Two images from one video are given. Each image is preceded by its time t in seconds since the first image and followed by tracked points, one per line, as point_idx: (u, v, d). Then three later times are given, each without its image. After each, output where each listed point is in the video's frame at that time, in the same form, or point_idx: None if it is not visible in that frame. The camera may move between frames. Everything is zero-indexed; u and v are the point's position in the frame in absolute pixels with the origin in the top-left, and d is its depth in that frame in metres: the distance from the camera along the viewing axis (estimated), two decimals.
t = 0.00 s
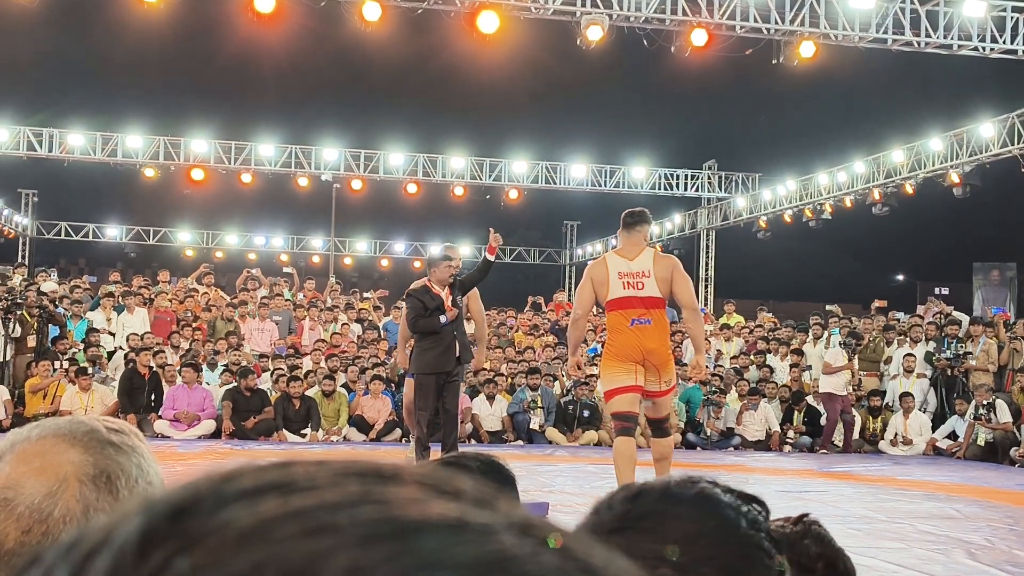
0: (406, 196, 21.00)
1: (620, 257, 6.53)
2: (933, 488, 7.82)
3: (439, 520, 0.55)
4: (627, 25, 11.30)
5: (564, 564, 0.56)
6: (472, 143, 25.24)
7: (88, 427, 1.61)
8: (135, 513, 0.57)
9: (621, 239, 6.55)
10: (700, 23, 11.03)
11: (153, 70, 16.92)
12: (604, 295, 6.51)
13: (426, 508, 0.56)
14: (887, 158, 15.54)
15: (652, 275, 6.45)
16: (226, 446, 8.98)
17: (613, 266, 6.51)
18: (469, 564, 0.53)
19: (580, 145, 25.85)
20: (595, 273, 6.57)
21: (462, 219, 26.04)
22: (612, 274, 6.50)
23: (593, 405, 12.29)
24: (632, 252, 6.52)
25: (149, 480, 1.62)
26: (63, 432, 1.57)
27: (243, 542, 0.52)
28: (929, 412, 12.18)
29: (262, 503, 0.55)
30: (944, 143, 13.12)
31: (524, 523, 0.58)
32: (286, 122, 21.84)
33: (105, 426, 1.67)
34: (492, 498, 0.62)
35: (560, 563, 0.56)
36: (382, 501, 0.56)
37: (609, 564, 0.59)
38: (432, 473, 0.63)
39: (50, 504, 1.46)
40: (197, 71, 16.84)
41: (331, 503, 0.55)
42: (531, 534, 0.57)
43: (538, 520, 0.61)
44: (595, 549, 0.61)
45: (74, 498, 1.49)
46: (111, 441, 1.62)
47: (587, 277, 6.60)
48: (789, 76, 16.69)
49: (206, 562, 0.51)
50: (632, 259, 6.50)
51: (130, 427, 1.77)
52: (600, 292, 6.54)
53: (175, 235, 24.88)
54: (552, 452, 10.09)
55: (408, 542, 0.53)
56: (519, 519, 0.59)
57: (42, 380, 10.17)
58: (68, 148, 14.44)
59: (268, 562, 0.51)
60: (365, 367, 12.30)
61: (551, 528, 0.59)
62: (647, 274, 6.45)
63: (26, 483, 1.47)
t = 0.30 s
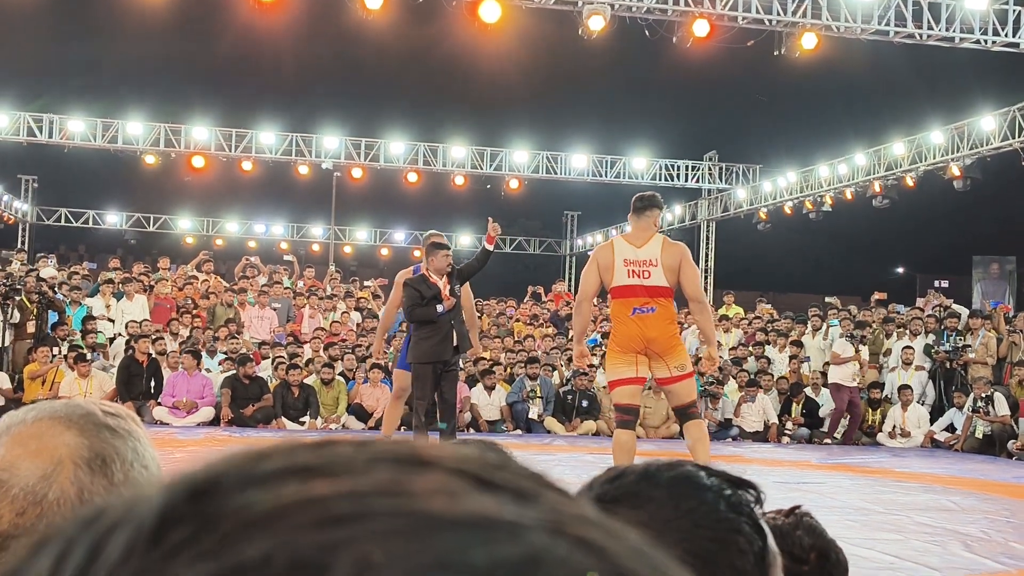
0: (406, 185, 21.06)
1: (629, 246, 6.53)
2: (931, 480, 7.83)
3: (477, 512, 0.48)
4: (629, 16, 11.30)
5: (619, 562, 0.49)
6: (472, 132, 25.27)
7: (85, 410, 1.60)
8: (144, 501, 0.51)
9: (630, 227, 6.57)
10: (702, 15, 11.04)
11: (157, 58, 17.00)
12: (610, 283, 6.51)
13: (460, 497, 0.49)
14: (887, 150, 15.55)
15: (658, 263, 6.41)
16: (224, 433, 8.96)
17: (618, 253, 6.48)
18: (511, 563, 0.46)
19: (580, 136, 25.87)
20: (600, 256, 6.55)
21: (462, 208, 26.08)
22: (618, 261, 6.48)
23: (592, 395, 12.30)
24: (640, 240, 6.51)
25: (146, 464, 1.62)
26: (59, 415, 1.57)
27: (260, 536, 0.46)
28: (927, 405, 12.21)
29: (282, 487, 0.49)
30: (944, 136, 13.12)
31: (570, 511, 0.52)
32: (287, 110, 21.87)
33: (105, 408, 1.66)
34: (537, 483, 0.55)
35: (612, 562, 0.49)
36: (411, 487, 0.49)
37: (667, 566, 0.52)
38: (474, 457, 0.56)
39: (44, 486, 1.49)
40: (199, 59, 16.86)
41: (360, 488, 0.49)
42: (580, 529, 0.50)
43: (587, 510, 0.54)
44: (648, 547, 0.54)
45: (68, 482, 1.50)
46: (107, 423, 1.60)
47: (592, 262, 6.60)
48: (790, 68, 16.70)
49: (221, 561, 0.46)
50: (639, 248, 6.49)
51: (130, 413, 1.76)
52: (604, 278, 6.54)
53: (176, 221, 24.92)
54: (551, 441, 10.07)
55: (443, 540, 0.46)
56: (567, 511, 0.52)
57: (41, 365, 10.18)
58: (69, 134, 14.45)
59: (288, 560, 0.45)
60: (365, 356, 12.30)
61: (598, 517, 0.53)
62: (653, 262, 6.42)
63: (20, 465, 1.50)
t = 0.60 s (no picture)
0: (405, 173, 21.00)
1: (657, 235, 6.49)
2: (928, 470, 7.83)
3: (483, 502, 0.47)
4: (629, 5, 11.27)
5: (628, 552, 0.48)
6: (470, 120, 25.19)
7: (80, 395, 1.59)
8: (144, 488, 0.50)
9: (658, 216, 6.53)
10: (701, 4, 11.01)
11: (154, 44, 16.96)
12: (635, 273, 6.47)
13: (468, 488, 0.48)
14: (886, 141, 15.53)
15: (686, 255, 6.38)
16: (222, 419, 8.95)
17: (646, 242, 6.45)
18: (520, 556, 0.45)
19: (579, 124, 25.80)
20: (627, 245, 6.51)
21: (460, 197, 26.02)
22: (645, 250, 6.44)
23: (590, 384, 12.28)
24: (669, 231, 6.48)
25: (142, 449, 1.61)
26: (55, 400, 1.56)
27: (260, 527, 0.45)
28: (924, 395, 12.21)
29: (285, 473, 0.48)
30: (943, 126, 13.11)
31: (576, 501, 0.51)
32: (284, 99, 21.78)
33: (101, 393, 1.65)
34: (546, 472, 0.54)
35: (621, 548, 0.48)
36: (417, 476, 0.48)
37: (675, 557, 0.51)
38: (483, 446, 0.55)
39: (41, 472, 1.49)
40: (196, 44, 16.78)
41: (365, 473, 0.48)
42: (589, 519, 0.49)
43: (595, 501, 0.53)
44: (657, 539, 0.53)
45: (63, 468, 1.50)
46: (103, 408, 1.60)
47: (618, 252, 6.55)
48: (789, 57, 16.65)
49: (221, 547, 0.44)
50: (667, 238, 6.46)
51: (127, 397, 1.75)
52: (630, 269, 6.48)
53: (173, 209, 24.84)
54: (548, 430, 10.07)
55: (450, 528, 0.45)
56: (573, 500, 0.51)
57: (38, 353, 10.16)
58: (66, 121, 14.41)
59: (290, 549, 0.43)
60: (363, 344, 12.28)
61: (604, 508, 0.52)
62: (681, 254, 6.40)
63: (16, 451, 1.50)
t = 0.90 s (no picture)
0: (390, 164, 20.96)
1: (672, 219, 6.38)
2: (911, 460, 7.86)
3: (463, 487, 0.46)
4: None
5: (608, 537, 0.47)
6: (456, 110, 25.15)
7: (61, 386, 1.59)
8: (121, 473, 0.49)
9: (675, 200, 6.43)
10: None
11: (137, 33, 16.93)
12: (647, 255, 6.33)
13: (448, 473, 0.47)
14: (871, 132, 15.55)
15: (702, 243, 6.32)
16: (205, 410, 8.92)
17: (664, 226, 6.32)
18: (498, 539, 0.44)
19: (565, 115, 25.77)
20: (643, 226, 6.34)
21: (445, 187, 25.99)
22: (662, 233, 6.32)
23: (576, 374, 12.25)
24: (685, 217, 6.39)
25: (124, 437, 1.60)
26: (36, 392, 1.55)
27: (235, 510, 0.44)
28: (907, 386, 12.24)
29: (263, 459, 0.47)
30: (927, 117, 13.16)
31: (553, 487, 0.50)
32: (269, 89, 21.73)
33: (83, 383, 1.64)
34: (525, 460, 0.53)
35: (601, 535, 0.47)
36: (393, 462, 0.47)
37: (658, 546, 0.51)
38: (468, 434, 0.54)
39: (21, 463, 1.47)
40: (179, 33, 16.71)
41: (344, 459, 0.47)
42: (572, 506, 0.48)
43: (576, 486, 0.53)
44: (644, 528, 0.52)
45: (45, 458, 1.49)
46: (84, 400, 1.59)
47: (631, 232, 6.36)
48: (775, 48, 16.66)
49: (197, 532, 0.43)
50: (682, 224, 6.37)
51: (108, 388, 1.74)
52: (643, 251, 6.33)
53: (157, 199, 24.76)
54: (532, 420, 10.07)
55: (431, 511, 0.44)
56: (552, 488, 0.50)
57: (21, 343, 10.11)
58: (49, 109, 14.35)
59: (267, 531, 0.42)
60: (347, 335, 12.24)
61: (586, 496, 0.51)
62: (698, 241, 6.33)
63: None
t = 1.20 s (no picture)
0: (384, 160, 20.99)
1: (671, 215, 6.29)
2: (903, 457, 7.88)
3: (441, 466, 0.45)
4: None
5: (589, 520, 0.47)
6: (449, 107, 25.15)
7: (50, 382, 1.59)
8: (101, 457, 0.48)
9: (672, 196, 6.33)
10: None
11: (129, 29, 16.94)
12: (647, 254, 6.24)
13: (424, 454, 0.46)
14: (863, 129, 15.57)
15: (703, 241, 6.28)
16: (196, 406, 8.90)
17: (665, 223, 6.22)
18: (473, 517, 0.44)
19: (557, 112, 25.78)
20: (642, 224, 6.22)
21: (439, 183, 26.01)
22: (663, 232, 6.22)
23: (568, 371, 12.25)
24: (684, 213, 6.31)
25: (112, 432, 1.60)
26: (25, 387, 1.56)
27: (215, 492, 0.43)
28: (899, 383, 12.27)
29: (242, 441, 0.46)
30: (920, 115, 13.19)
31: (535, 472, 0.49)
32: (262, 84, 21.72)
33: (73, 379, 1.64)
34: (505, 445, 0.52)
35: (580, 519, 0.47)
36: (374, 442, 0.46)
37: (641, 534, 0.50)
38: (449, 421, 0.53)
39: (9, 460, 1.47)
40: (172, 30, 16.70)
41: (323, 441, 0.46)
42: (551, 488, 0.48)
43: (561, 474, 0.52)
44: (627, 519, 0.52)
45: (33, 454, 1.49)
46: (74, 395, 1.59)
47: (629, 229, 6.22)
48: (768, 45, 16.67)
49: (177, 514, 0.43)
50: (682, 220, 6.28)
51: (97, 385, 1.74)
52: (642, 249, 6.22)
53: (150, 196, 24.76)
54: (524, 417, 10.05)
55: (408, 489, 0.44)
56: (535, 471, 0.49)
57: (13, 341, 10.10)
58: (41, 106, 14.32)
59: (244, 512, 0.42)
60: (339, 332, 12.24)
61: (574, 483, 0.50)
62: (698, 239, 6.28)
63: None
